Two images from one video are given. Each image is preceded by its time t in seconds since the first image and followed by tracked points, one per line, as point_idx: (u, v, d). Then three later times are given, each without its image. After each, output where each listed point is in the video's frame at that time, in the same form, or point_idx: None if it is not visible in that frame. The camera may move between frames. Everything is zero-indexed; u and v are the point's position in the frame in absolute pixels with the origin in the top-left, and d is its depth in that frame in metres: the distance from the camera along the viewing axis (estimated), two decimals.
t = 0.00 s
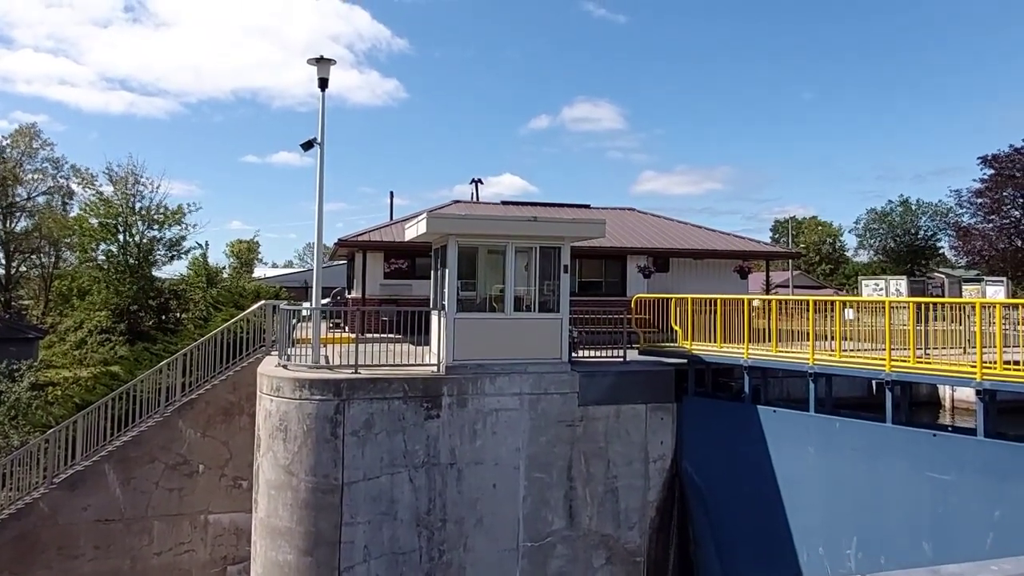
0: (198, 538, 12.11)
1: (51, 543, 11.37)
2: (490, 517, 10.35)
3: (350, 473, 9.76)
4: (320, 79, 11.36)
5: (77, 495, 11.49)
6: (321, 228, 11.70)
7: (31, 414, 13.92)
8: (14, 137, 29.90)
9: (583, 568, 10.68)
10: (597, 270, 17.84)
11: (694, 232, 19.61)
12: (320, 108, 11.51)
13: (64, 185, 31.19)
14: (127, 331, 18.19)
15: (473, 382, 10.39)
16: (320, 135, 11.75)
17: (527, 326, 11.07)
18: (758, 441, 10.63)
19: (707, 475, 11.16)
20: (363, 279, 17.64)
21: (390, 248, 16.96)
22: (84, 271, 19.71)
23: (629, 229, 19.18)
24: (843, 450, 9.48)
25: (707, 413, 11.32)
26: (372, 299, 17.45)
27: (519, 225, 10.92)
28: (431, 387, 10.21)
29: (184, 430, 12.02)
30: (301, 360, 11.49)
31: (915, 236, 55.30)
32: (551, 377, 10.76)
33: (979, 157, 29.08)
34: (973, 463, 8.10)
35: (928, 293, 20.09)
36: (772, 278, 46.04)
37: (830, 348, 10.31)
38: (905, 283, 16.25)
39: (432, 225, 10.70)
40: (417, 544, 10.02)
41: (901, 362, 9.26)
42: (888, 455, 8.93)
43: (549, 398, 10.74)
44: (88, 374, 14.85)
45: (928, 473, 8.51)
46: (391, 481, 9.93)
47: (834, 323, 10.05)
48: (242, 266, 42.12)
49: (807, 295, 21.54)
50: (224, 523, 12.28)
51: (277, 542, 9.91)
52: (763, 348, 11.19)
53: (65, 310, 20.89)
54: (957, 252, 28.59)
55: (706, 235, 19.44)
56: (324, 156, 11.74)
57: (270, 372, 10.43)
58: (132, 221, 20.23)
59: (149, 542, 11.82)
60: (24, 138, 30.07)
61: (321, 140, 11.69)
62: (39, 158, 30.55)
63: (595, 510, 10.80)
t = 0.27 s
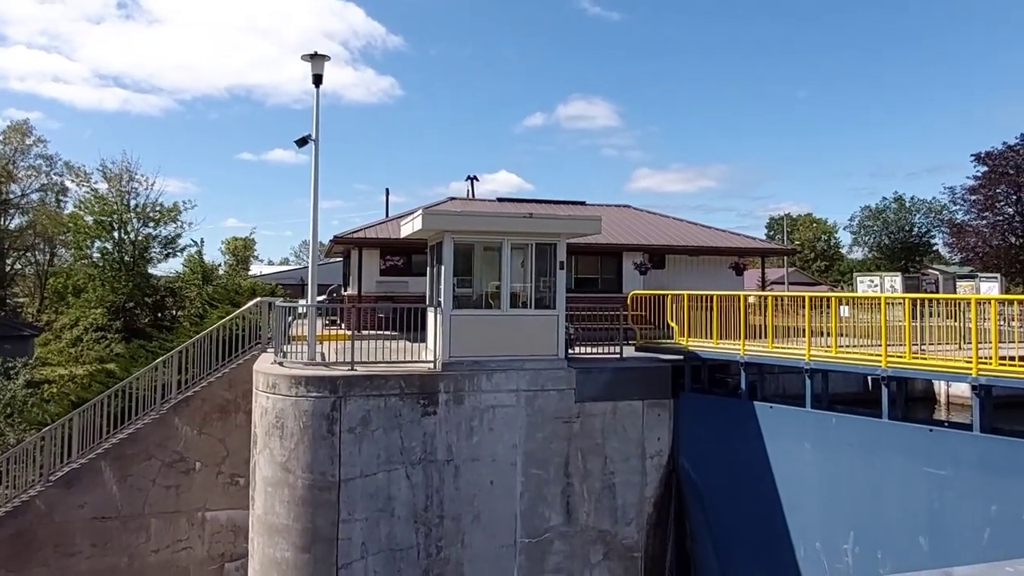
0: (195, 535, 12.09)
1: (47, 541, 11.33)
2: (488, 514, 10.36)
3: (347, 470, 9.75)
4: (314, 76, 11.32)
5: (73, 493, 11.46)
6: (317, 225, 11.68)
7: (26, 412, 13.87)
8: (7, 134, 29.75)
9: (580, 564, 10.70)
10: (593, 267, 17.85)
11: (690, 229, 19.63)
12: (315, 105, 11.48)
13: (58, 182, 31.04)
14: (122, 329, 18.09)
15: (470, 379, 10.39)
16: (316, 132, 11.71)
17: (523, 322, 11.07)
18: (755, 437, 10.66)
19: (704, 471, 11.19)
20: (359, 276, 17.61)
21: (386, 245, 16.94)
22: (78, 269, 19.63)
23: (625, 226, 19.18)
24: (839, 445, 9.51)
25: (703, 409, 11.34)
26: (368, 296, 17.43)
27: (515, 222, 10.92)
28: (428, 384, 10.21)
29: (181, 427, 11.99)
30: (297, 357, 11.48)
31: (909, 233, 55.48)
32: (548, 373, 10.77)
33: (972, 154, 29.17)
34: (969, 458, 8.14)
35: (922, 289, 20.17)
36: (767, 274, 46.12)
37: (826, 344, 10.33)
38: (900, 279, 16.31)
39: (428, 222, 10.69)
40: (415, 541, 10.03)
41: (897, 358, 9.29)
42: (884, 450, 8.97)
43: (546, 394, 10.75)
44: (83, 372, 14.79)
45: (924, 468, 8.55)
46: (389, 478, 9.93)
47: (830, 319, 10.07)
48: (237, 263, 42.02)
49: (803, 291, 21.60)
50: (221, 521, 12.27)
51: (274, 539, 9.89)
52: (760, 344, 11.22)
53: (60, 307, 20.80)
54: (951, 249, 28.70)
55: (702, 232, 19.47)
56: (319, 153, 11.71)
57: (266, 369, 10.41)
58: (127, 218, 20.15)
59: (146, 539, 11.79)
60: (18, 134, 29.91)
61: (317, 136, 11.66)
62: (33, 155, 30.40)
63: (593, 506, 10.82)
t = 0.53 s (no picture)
0: (184, 534, 12.03)
1: (35, 540, 11.25)
2: (479, 511, 10.34)
3: (338, 468, 9.70)
4: (306, 70, 11.24)
5: (61, 492, 11.38)
6: (308, 221, 11.61)
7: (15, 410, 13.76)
8: None
9: (571, 561, 10.69)
10: (586, 264, 17.83)
11: (683, 225, 19.63)
12: (306, 100, 11.40)
13: (48, 178, 30.82)
14: (113, 326, 17.92)
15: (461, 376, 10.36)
16: (307, 127, 11.63)
17: (515, 319, 11.04)
18: (746, 434, 10.66)
19: (695, 468, 11.20)
20: (351, 273, 17.53)
21: (378, 241, 16.86)
22: (69, 265, 19.47)
23: (618, 222, 19.16)
24: (830, 442, 9.52)
25: (695, 405, 11.33)
26: (360, 293, 17.36)
27: (508, 218, 10.87)
28: (419, 381, 10.17)
29: (170, 425, 11.91)
30: (288, 354, 11.41)
31: (903, 230, 55.54)
32: (540, 370, 10.75)
33: (964, 151, 29.27)
34: (959, 454, 8.17)
35: (913, 286, 20.25)
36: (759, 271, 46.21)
37: (817, 341, 10.35)
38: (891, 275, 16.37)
39: (420, 218, 10.63)
40: (405, 538, 9.99)
41: (888, 354, 9.31)
42: (875, 446, 8.99)
43: (537, 391, 10.73)
44: (72, 369, 14.65)
45: (914, 464, 8.58)
46: (379, 475, 9.89)
47: (822, 316, 10.08)
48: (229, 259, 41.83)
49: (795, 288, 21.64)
50: (211, 519, 12.21)
51: (263, 537, 9.84)
52: (752, 341, 11.23)
53: (50, 304, 20.65)
54: (941, 245, 28.83)
55: (695, 228, 19.47)
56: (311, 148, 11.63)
57: (256, 366, 10.35)
58: (119, 214, 19.99)
59: (135, 538, 11.72)
60: (7, 129, 29.64)
61: (308, 132, 11.57)
62: (22, 151, 30.15)
63: (584, 503, 10.81)
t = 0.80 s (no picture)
0: (168, 534, 11.93)
1: (15, 541, 11.13)
2: (466, 509, 10.32)
3: (323, 467, 9.63)
4: (291, 65, 11.13)
5: (43, 492, 11.26)
6: (294, 218, 11.51)
7: None
8: None
9: (558, 558, 10.70)
10: (574, 261, 17.82)
11: (670, 222, 19.66)
12: (292, 95, 11.29)
13: (32, 174, 30.47)
14: (98, 323, 17.71)
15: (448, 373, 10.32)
16: (293, 123, 11.52)
17: (503, 316, 11.02)
18: (732, 430, 10.69)
19: (682, 465, 11.23)
20: (338, 270, 17.43)
21: (365, 238, 16.77)
22: (53, 262, 19.24)
23: (606, 219, 19.17)
24: (815, 438, 9.58)
25: (682, 402, 11.35)
26: (348, 290, 17.27)
27: (495, 215, 10.83)
28: (405, 378, 10.12)
29: (154, 424, 11.79)
30: (273, 352, 11.32)
31: (885, 227, 56.26)
32: (527, 367, 10.73)
33: (948, 149, 29.52)
34: (941, 450, 8.25)
35: (898, 282, 20.42)
36: (746, 268, 46.46)
37: (803, 337, 10.39)
38: (876, 272, 16.50)
39: (407, 215, 10.57)
40: (391, 537, 9.95)
41: (873, 351, 9.38)
42: (859, 442, 9.05)
43: (524, 388, 10.71)
44: (55, 368, 14.47)
45: (898, 460, 8.65)
46: (365, 474, 9.84)
47: (808, 312, 10.12)
48: (215, 256, 41.53)
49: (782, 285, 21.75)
50: (195, 519, 12.11)
51: (248, 537, 9.77)
52: (738, 337, 11.27)
53: (34, 302, 20.42)
54: (925, 242, 29.13)
55: (683, 225, 19.51)
56: (296, 144, 11.52)
57: (241, 364, 10.26)
58: (103, 211, 19.76)
59: (118, 538, 11.61)
60: None
61: (293, 127, 11.47)
62: (5, 147, 29.78)
63: (571, 500, 10.82)
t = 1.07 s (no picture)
0: (151, 536, 11.81)
1: None
2: (452, 509, 10.29)
3: (307, 468, 9.56)
4: (275, 61, 11.02)
5: (22, 495, 11.11)
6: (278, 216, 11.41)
7: None
8: None
9: (544, 557, 10.70)
10: (560, 258, 17.81)
11: (656, 220, 19.70)
12: (275, 91, 11.17)
13: (13, 171, 30.07)
14: (80, 322, 17.50)
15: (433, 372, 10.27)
16: (276, 119, 11.41)
17: (488, 315, 10.99)
18: (717, 428, 10.73)
19: (667, 463, 11.26)
20: (323, 268, 17.32)
21: (351, 236, 16.67)
22: (34, 260, 18.98)
23: (592, 216, 19.17)
24: (799, 436, 9.63)
25: (667, 400, 11.37)
26: (333, 288, 17.17)
27: (481, 212, 10.79)
28: (391, 378, 10.06)
29: (135, 425, 11.66)
30: (257, 351, 11.22)
31: (868, 225, 56.85)
32: (513, 365, 10.70)
33: (929, 147, 29.79)
34: (923, 447, 8.33)
35: (880, 280, 20.61)
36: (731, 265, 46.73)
37: (788, 334, 10.44)
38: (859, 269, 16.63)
39: (392, 213, 10.51)
40: (377, 538, 9.90)
41: (856, 348, 9.43)
42: (842, 440, 9.12)
43: (510, 387, 10.68)
44: (36, 368, 14.27)
45: (880, 457, 8.73)
46: (350, 474, 9.78)
47: (792, 310, 10.17)
48: (200, 254, 41.16)
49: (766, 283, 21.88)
50: (178, 520, 12.00)
51: (231, 539, 9.68)
52: (724, 335, 11.30)
53: (15, 300, 20.14)
54: (907, 240, 29.45)
55: (668, 223, 19.55)
56: (280, 140, 11.41)
57: (223, 364, 10.16)
58: (86, 208, 19.50)
59: (99, 541, 11.48)
60: None
61: (277, 124, 11.36)
62: None
63: (557, 499, 10.82)
